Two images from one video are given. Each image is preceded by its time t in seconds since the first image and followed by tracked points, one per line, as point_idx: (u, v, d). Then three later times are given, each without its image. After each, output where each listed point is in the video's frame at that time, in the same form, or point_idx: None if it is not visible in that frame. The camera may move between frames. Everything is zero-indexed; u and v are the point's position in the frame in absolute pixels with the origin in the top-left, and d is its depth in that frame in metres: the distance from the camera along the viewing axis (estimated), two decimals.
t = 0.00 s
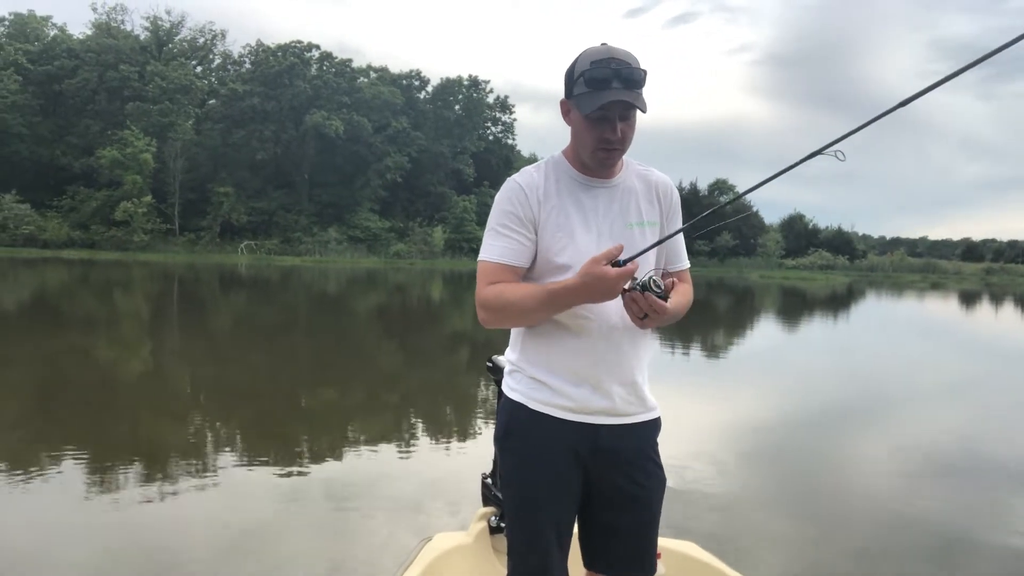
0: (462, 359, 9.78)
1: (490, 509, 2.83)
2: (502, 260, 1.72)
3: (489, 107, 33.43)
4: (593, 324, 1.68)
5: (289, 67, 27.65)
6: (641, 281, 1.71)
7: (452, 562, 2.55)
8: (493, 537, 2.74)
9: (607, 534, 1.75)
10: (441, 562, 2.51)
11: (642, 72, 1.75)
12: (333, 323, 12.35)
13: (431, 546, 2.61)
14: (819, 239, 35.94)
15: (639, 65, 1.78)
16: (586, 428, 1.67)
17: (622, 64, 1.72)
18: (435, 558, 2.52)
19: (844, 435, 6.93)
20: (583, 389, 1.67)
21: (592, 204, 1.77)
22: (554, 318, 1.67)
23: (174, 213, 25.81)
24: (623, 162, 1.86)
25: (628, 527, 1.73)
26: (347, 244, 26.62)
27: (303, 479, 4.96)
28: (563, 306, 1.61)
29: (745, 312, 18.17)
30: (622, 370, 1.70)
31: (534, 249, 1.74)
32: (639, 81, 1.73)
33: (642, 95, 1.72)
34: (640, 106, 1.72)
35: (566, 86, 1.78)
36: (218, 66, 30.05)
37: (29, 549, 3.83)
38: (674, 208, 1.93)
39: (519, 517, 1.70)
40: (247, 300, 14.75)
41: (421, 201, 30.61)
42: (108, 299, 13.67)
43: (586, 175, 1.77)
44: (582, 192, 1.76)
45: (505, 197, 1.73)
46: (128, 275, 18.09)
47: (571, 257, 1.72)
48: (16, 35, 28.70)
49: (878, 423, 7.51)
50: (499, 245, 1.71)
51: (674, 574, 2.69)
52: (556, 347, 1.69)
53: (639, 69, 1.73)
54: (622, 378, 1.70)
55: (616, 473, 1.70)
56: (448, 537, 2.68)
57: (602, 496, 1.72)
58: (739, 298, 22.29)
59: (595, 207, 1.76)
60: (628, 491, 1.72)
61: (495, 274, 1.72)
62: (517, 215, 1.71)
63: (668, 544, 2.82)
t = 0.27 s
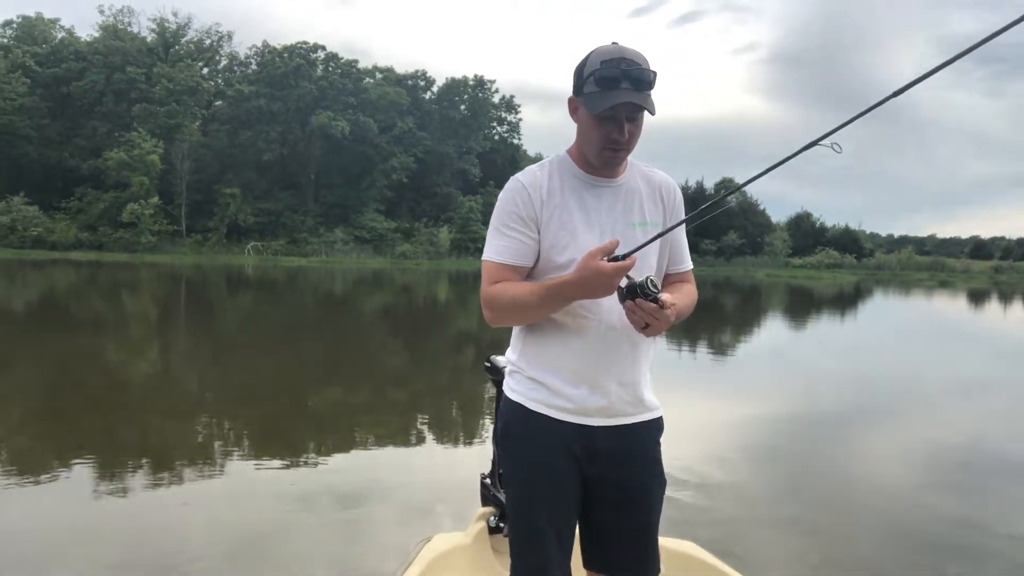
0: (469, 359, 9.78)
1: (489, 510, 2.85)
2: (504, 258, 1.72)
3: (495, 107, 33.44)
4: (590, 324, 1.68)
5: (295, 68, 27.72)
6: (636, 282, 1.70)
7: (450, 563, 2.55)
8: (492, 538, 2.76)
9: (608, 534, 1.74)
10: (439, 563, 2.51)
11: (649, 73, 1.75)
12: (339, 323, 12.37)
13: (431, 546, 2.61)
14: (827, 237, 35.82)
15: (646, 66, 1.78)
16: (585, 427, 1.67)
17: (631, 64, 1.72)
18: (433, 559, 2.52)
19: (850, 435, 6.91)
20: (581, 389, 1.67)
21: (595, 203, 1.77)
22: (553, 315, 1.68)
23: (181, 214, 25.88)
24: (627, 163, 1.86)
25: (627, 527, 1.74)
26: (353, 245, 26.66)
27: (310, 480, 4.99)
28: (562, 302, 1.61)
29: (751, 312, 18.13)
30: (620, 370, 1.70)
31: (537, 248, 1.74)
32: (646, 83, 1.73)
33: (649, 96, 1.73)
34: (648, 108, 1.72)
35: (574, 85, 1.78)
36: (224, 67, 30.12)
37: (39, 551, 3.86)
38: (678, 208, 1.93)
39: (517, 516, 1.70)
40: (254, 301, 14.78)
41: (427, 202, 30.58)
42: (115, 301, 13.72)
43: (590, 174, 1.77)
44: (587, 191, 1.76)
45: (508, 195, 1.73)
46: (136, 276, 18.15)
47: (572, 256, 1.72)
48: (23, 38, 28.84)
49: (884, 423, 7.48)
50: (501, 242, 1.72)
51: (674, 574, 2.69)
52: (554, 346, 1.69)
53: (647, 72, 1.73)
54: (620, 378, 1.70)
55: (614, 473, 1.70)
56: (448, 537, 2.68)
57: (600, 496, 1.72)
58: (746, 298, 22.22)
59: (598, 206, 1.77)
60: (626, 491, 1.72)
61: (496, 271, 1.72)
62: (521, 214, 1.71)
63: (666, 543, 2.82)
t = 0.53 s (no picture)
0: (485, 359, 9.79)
1: (494, 511, 2.81)
2: (534, 259, 1.71)
3: (517, 109, 33.48)
4: (612, 329, 1.66)
5: (320, 65, 27.92)
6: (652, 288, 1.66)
7: (454, 563, 2.55)
8: (496, 539, 2.70)
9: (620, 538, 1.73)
10: (442, 563, 2.51)
11: (688, 83, 1.74)
12: (357, 320, 12.42)
13: (436, 545, 2.61)
14: (848, 249, 35.53)
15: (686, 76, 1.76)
16: (605, 432, 1.65)
17: (670, 72, 1.70)
18: (436, 558, 2.52)
19: (868, 449, 6.82)
20: (601, 393, 1.65)
21: (629, 210, 1.74)
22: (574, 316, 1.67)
23: (204, 207, 26.10)
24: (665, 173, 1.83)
25: (640, 533, 1.72)
26: (372, 242, 26.76)
27: (324, 474, 5.00)
28: (579, 302, 1.59)
29: (770, 322, 17.99)
30: (641, 378, 1.66)
31: (568, 249, 1.72)
32: (685, 90, 1.71)
33: (688, 106, 1.71)
34: (685, 118, 1.70)
35: (614, 93, 1.77)
36: (250, 63, 30.37)
37: (54, 533, 3.89)
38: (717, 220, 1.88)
39: (531, 511, 1.71)
40: (273, 295, 14.89)
41: (447, 202, 30.59)
42: (137, 291, 13.86)
43: (626, 180, 1.75)
44: (622, 197, 1.74)
45: (543, 198, 1.72)
46: (157, 267, 18.32)
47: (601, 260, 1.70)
48: (55, 30, 29.24)
49: (903, 438, 7.39)
50: (532, 243, 1.71)
51: None
52: (575, 348, 1.68)
53: (686, 80, 1.71)
54: (641, 387, 1.66)
55: (631, 478, 1.68)
56: (453, 537, 2.68)
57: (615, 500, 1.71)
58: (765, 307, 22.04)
59: (631, 212, 1.74)
60: (640, 497, 1.70)
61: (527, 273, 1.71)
62: (555, 217, 1.70)
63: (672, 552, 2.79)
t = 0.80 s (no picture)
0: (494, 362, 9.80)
1: (490, 514, 2.81)
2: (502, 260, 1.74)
3: (502, 111, 33.49)
4: (571, 320, 1.66)
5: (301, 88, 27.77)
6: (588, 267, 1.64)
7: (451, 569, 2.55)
8: (493, 542, 2.70)
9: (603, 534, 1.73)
10: (439, 569, 2.52)
11: (630, 65, 1.74)
12: (363, 337, 12.44)
13: (432, 552, 2.61)
14: (847, 214, 35.51)
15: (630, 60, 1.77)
16: (575, 427, 1.66)
17: (608, 57, 1.72)
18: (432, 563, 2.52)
19: (884, 412, 6.80)
20: (568, 386, 1.65)
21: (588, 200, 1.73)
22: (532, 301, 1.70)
23: (201, 241, 26.16)
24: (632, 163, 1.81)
25: (623, 531, 1.71)
26: (371, 258, 26.77)
27: (345, 494, 5.01)
28: (522, 293, 1.61)
29: (775, 295, 17.97)
30: (605, 368, 1.64)
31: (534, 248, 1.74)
32: (625, 72, 1.72)
33: (628, 82, 1.71)
34: (627, 94, 1.70)
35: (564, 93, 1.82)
36: (232, 93, 30.42)
37: None
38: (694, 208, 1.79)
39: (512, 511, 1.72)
40: (279, 321, 14.93)
41: (442, 209, 30.74)
42: (143, 331, 13.90)
43: (583, 172, 1.76)
44: (582, 192, 1.74)
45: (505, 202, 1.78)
46: (161, 306, 18.37)
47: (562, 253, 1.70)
48: (36, 81, 29.35)
49: (917, 397, 7.37)
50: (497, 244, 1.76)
51: None
52: (541, 343, 1.70)
53: (624, 59, 1.72)
54: (606, 376, 1.64)
55: (608, 474, 1.68)
56: (449, 543, 2.68)
57: (596, 495, 1.70)
58: (769, 282, 22.00)
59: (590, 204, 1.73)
60: (618, 491, 1.69)
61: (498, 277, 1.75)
62: (517, 215, 1.74)
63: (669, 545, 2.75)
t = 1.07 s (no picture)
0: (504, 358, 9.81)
1: (491, 509, 2.82)
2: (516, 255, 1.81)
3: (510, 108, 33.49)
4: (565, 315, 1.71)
5: (309, 86, 27.94)
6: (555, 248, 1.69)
7: (454, 565, 2.56)
8: (494, 537, 2.71)
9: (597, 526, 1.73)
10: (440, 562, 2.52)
11: (635, 63, 1.74)
12: (373, 333, 12.48)
13: (433, 547, 2.62)
14: (857, 209, 35.35)
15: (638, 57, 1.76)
16: (572, 425, 1.67)
17: (610, 55, 1.73)
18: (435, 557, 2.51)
19: (895, 407, 6.79)
20: (559, 380, 1.69)
21: (590, 199, 1.76)
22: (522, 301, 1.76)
23: (211, 239, 26.28)
24: (644, 161, 1.80)
25: (621, 528, 1.72)
26: (381, 256, 26.81)
27: (358, 489, 5.03)
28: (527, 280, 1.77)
29: (786, 290, 17.92)
30: (597, 367, 1.65)
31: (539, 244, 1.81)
32: (626, 69, 1.71)
33: (625, 81, 1.70)
34: (624, 92, 1.70)
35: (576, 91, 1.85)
36: (242, 92, 30.53)
37: None
38: (699, 210, 1.75)
39: (511, 506, 1.76)
40: (289, 318, 14.98)
41: (451, 207, 30.76)
42: (154, 329, 13.99)
43: (590, 171, 1.78)
44: (584, 191, 1.78)
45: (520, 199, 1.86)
46: (172, 304, 18.48)
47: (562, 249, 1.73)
48: (46, 81, 29.54)
49: (931, 392, 7.33)
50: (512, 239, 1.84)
51: None
52: (542, 338, 1.75)
53: (624, 57, 1.71)
54: (597, 373, 1.65)
55: (605, 472, 1.69)
56: (450, 538, 2.69)
57: (594, 494, 1.72)
58: (780, 277, 21.90)
59: (592, 201, 1.76)
60: (610, 484, 1.69)
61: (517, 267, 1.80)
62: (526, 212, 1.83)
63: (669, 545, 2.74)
